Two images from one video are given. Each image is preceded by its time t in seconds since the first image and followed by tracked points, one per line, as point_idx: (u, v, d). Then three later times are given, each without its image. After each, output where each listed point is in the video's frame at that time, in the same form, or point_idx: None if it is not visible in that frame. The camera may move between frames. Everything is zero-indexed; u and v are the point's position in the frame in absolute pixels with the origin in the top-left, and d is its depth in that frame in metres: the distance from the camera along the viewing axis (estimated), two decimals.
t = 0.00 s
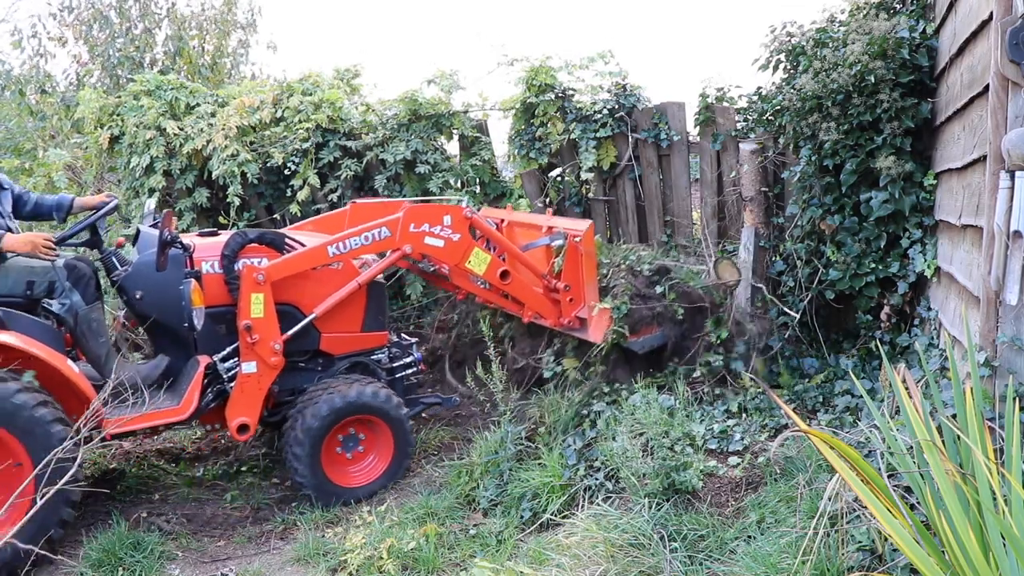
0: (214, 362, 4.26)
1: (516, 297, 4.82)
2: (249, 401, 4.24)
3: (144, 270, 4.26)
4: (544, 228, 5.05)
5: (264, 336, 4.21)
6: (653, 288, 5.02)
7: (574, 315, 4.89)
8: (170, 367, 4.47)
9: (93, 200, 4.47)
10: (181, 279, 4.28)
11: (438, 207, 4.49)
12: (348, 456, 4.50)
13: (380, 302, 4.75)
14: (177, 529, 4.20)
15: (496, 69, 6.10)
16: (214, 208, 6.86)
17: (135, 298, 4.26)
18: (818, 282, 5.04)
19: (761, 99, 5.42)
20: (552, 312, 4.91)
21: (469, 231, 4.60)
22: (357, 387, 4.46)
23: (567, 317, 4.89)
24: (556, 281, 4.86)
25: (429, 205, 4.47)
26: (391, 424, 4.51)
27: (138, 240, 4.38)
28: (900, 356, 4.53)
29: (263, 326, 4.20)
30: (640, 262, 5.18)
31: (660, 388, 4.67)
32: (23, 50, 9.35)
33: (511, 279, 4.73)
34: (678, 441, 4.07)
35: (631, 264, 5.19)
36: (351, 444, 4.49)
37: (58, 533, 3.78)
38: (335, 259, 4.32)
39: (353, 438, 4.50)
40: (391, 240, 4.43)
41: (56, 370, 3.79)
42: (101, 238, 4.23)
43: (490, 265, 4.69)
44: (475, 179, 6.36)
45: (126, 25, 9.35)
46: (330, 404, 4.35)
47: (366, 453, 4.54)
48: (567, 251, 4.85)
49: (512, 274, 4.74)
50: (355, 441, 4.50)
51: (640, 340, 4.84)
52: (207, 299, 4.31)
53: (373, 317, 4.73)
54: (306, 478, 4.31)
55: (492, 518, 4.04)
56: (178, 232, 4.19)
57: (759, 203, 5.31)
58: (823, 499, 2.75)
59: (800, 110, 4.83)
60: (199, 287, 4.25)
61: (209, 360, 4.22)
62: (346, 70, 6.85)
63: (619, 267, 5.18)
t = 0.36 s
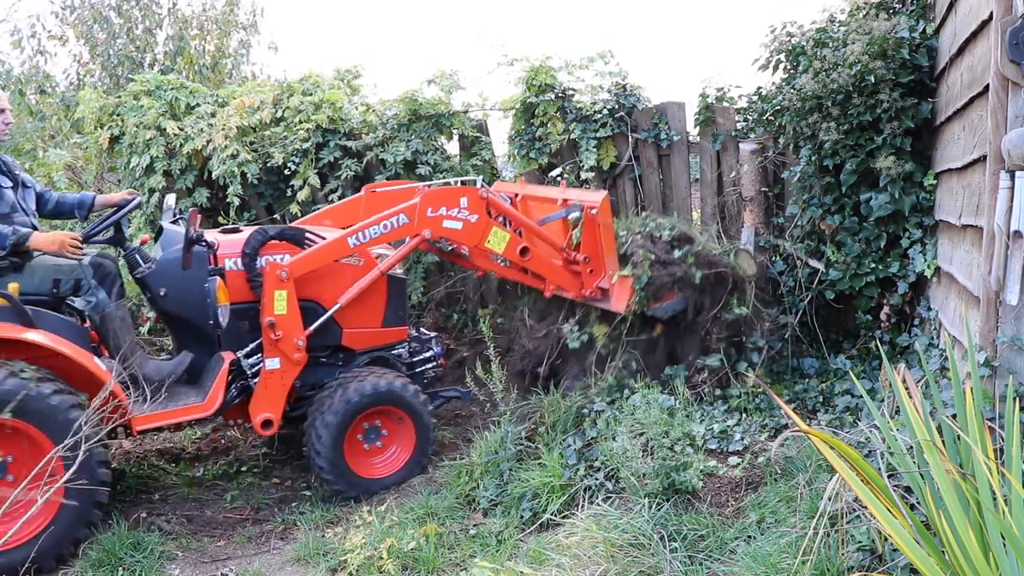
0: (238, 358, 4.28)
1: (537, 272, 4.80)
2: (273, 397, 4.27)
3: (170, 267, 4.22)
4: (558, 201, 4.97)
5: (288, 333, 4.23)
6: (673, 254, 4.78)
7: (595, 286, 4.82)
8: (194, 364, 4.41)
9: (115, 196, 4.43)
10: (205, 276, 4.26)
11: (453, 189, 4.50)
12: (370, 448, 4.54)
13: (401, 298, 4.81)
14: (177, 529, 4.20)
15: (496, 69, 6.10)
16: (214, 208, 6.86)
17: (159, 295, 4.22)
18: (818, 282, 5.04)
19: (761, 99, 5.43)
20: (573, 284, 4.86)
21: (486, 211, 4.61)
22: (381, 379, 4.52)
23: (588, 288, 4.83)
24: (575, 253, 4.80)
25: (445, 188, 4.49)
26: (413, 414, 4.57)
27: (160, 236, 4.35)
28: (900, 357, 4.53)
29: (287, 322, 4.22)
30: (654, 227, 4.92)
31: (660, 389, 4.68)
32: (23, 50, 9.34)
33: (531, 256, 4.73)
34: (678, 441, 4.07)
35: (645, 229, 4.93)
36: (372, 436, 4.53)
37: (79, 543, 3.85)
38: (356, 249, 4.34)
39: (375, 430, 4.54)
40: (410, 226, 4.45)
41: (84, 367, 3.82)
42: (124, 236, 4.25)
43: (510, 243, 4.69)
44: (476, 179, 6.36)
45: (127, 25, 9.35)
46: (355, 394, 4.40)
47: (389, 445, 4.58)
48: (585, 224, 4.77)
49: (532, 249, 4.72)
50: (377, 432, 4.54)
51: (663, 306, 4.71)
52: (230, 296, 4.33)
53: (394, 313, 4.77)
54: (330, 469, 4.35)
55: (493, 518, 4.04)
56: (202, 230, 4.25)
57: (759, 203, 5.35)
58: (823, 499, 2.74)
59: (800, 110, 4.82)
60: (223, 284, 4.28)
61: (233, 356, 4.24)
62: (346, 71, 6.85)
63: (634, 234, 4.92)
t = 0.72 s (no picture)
0: (260, 353, 4.30)
1: (552, 242, 4.78)
2: (294, 391, 4.30)
3: (192, 263, 4.24)
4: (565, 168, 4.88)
5: (309, 328, 4.26)
6: (682, 210, 4.85)
7: (610, 250, 4.81)
8: (214, 358, 4.44)
9: (137, 195, 4.41)
10: (228, 272, 4.28)
11: (463, 168, 4.50)
12: (389, 438, 4.59)
13: (418, 294, 4.85)
14: (177, 529, 4.20)
15: (497, 69, 6.10)
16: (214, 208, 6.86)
17: (181, 291, 4.23)
18: (818, 282, 5.05)
19: (761, 99, 5.43)
20: (588, 249, 4.84)
21: (497, 186, 4.60)
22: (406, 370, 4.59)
23: (604, 252, 4.81)
24: (587, 218, 4.77)
25: (454, 167, 4.49)
26: (434, 408, 4.63)
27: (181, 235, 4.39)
28: (900, 356, 4.54)
29: (309, 316, 4.26)
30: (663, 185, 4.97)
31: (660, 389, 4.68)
32: (23, 50, 9.35)
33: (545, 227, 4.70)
34: (678, 441, 4.08)
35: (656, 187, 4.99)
36: (392, 427, 4.59)
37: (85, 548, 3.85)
38: (374, 237, 4.35)
39: (395, 420, 4.60)
40: (424, 208, 4.46)
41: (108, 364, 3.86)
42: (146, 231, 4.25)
43: (523, 216, 4.67)
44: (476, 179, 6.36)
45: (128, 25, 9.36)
46: (381, 384, 4.47)
47: (406, 437, 4.64)
48: (595, 190, 4.71)
49: (545, 221, 4.71)
50: (396, 423, 4.59)
51: (678, 263, 4.79)
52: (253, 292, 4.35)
53: (410, 309, 4.81)
54: (350, 457, 4.40)
55: (493, 518, 4.04)
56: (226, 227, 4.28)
57: (759, 203, 5.27)
58: (823, 499, 2.73)
59: (800, 110, 4.81)
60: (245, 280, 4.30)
61: (255, 351, 4.26)
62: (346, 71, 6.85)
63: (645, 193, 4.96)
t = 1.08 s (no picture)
0: (267, 352, 4.30)
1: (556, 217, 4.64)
2: (300, 390, 4.31)
3: (201, 262, 4.26)
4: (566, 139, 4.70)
5: (316, 327, 4.27)
6: (684, 172, 5.14)
7: (615, 219, 4.66)
8: (221, 357, 4.49)
9: (144, 194, 4.51)
10: (236, 271, 4.29)
11: (460, 152, 4.38)
12: (394, 435, 4.61)
13: (424, 292, 4.83)
14: (177, 530, 4.20)
15: (497, 69, 6.10)
16: (214, 208, 6.86)
17: (189, 290, 4.27)
18: (817, 282, 5.04)
19: (761, 99, 5.43)
20: (593, 220, 4.69)
21: (497, 166, 4.47)
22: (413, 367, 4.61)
23: (610, 222, 4.66)
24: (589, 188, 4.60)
25: (452, 152, 4.38)
26: (441, 406, 4.65)
27: (191, 232, 4.40)
28: (900, 356, 4.54)
29: (315, 316, 4.26)
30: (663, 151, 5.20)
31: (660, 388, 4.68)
32: (23, 50, 9.35)
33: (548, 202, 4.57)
34: (678, 441, 4.08)
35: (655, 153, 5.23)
36: (398, 426, 4.61)
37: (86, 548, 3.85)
38: (377, 231, 4.30)
39: (402, 417, 4.62)
40: (426, 196, 4.37)
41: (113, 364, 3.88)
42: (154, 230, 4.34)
43: (526, 193, 4.54)
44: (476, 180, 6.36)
45: (127, 25, 9.36)
46: (387, 382, 4.49)
47: (413, 435, 4.66)
48: (596, 161, 4.54)
49: (548, 197, 4.56)
50: (403, 421, 4.61)
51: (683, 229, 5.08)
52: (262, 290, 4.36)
53: (417, 308, 4.81)
54: (356, 454, 4.43)
55: (493, 518, 4.04)
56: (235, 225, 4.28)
57: (759, 203, 5.25)
58: (823, 500, 2.72)
59: (800, 110, 4.81)
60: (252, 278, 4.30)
61: (261, 351, 4.25)
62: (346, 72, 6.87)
63: (647, 160, 5.19)
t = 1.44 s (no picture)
0: (252, 357, 4.29)
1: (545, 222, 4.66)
2: (284, 395, 4.28)
3: (184, 266, 4.22)
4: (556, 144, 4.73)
5: (301, 331, 4.24)
6: (674, 177, 5.15)
7: (605, 225, 4.67)
8: (203, 363, 4.43)
9: (131, 195, 4.49)
10: (220, 276, 4.25)
11: (448, 155, 4.40)
12: (380, 442, 4.55)
13: (412, 296, 4.83)
14: (177, 530, 4.19)
15: (496, 69, 6.09)
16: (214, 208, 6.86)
17: (173, 294, 4.22)
18: (818, 282, 5.05)
19: (761, 99, 5.44)
20: (582, 226, 4.71)
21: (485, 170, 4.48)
22: (392, 374, 4.52)
23: (599, 227, 4.68)
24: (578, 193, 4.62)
25: (439, 156, 4.40)
26: (426, 409, 4.59)
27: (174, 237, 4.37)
28: (900, 356, 4.54)
29: (300, 321, 4.24)
30: (654, 156, 5.27)
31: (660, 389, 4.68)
32: (23, 50, 9.34)
33: (536, 207, 4.58)
34: (678, 441, 4.09)
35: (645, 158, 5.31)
36: (383, 433, 4.55)
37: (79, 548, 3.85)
38: (363, 234, 4.30)
39: (387, 424, 4.56)
40: (413, 200, 4.38)
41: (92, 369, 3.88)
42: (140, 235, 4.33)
43: (513, 198, 4.55)
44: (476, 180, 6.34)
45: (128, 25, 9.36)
46: (366, 392, 4.41)
47: (400, 441, 4.60)
48: (584, 165, 4.53)
49: (536, 201, 4.56)
50: (388, 428, 4.55)
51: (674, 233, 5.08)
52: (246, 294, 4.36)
53: (404, 312, 4.79)
54: (341, 465, 4.37)
55: (493, 518, 4.03)
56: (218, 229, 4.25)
57: (759, 203, 5.18)
58: (823, 500, 2.72)
59: (800, 110, 4.81)
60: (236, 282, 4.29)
61: (246, 355, 4.25)
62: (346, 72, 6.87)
63: (637, 165, 5.25)
